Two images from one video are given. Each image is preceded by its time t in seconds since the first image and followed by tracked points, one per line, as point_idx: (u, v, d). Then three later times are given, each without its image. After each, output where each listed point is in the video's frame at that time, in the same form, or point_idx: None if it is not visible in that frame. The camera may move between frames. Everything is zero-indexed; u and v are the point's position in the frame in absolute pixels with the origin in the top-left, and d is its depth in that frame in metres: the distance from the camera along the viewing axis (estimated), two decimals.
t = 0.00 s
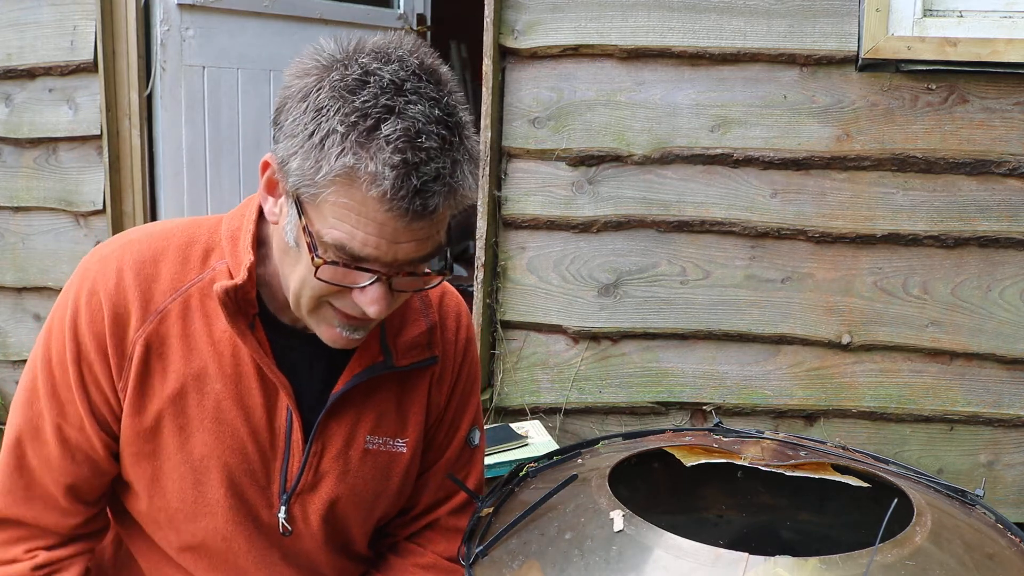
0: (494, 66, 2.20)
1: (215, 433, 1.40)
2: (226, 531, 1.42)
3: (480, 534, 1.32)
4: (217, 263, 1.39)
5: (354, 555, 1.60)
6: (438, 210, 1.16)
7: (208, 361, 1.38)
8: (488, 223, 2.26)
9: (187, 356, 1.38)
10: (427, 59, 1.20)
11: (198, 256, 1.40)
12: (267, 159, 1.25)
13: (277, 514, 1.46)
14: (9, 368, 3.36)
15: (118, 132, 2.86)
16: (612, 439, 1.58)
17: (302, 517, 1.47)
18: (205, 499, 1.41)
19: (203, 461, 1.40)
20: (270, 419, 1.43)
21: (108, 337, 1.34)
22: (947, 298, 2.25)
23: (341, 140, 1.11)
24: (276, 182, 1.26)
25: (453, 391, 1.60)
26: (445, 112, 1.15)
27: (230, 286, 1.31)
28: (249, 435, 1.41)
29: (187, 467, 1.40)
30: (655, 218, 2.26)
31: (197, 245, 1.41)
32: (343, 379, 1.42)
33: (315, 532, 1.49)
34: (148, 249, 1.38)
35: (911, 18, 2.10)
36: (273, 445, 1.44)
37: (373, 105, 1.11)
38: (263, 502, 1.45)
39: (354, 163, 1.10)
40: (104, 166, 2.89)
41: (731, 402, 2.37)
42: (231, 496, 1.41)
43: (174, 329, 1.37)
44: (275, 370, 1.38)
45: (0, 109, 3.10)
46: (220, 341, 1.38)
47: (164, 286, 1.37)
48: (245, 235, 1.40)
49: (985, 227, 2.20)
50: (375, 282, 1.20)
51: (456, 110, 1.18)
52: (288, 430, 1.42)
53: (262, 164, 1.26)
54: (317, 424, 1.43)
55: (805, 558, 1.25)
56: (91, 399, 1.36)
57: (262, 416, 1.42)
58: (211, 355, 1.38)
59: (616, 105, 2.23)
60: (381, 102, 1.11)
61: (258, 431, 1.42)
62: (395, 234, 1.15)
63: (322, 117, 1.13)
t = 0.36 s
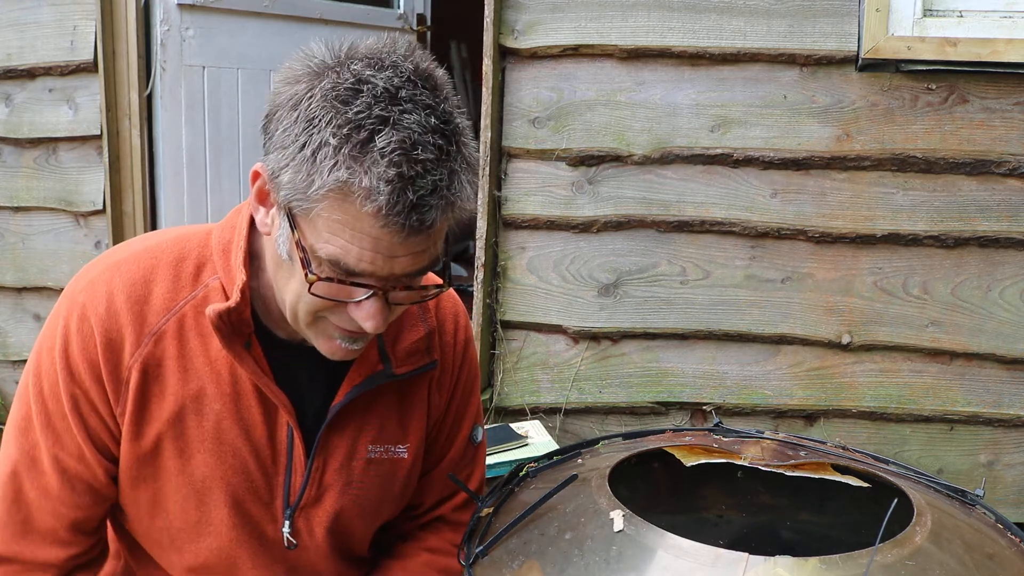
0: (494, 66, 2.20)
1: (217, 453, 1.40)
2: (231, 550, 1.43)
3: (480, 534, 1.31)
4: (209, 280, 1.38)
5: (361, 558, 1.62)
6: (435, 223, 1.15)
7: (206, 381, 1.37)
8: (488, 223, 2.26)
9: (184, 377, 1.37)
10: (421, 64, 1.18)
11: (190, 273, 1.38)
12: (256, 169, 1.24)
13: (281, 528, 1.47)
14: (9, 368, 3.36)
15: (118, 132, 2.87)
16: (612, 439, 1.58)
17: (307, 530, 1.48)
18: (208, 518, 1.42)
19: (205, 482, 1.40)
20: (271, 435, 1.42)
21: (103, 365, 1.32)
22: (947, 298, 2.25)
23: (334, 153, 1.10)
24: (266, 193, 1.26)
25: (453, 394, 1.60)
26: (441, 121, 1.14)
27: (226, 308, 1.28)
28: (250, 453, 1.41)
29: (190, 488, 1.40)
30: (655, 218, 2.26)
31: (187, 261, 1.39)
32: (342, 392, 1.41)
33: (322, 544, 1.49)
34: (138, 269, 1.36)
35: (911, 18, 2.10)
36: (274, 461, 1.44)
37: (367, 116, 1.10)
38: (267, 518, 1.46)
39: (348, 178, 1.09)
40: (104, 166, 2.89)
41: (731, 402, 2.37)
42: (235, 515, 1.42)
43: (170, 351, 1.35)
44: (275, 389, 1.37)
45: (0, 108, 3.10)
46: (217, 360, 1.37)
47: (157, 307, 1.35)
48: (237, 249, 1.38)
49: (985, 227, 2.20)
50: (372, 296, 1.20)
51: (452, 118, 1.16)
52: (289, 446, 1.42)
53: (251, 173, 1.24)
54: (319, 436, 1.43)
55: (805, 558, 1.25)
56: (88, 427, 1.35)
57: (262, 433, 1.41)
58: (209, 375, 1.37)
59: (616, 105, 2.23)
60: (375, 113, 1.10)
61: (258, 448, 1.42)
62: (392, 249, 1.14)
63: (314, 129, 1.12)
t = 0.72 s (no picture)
0: (494, 66, 2.20)
1: (243, 481, 1.37)
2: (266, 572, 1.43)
3: (481, 534, 1.31)
4: (210, 305, 1.32)
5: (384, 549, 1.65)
6: (437, 225, 1.15)
7: (224, 409, 1.33)
8: (487, 223, 2.26)
9: (203, 410, 1.32)
10: (417, 61, 1.18)
11: (194, 301, 1.31)
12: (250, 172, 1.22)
13: (310, 541, 1.46)
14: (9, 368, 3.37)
15: (118, 132, 2.87)
16: (612, 439, 1.58)
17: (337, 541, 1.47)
18: (239, 545, 1.40)
19: (235, 511, 1.38)
20: (290, 452, 1.40)
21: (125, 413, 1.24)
22: (947, 298, 2.25)
23: (334, 155, 1.09)
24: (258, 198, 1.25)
25: (451, 381, 1.62)
26: (440, 119, 1.14)
27: (246, 335, 1.24)
28: (274, 475, 1.39)
29: (219, 519, 1.38)
30: (655, 218, 2.26)
31: (189, 290, 1.32)
32: (352, 399, 1.41)
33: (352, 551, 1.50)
34: (142, 307, 1.27)
35: (911, 18, 2.10)
36: (297, 478, 1.43)
37: (365, 116, 1.10)
38: (295, 536, 1.45)
39: (349, 181, 1.09)
40: (104, 166, 2.89)
41: (731, 402, 2.37)
42: (267, 536, 1.41)
43: (188, 386, 1.30)
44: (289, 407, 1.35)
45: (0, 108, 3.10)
46: (231, 386, 1.33)
47: (171, 343, 1.27)
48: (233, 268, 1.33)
49: (985, 227, 2.20)
50: (374, 301, 1.20)
51: (451, 116, 1.16)
52: (310, 461, 1.41)
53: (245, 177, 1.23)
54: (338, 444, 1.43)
55: (804, 557, 1.25)
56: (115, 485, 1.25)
57: (283, 453, 1.39)
58: (227, 403, 1.33)
59: (616, 105, 2.23)
60: (374, 113, 1.10)
61: (280, 468, 1.40)
62: (394, 253, 1.14)
63: (312, 130, 1.11)
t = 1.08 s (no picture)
0: (494, 66, 2.20)
1: (258, 509, 1.36)
2: None
3: (481, 535, 1.31)
4: (213, 333, 1.29)
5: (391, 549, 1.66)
6: (449, 240, 1.14)
7: (236, 439, 1.32)
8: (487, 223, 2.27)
9: (217, 442, 1.30)
10: (420, 73, 1.17)
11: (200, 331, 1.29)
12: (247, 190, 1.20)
13: (324, 559, 1.46)
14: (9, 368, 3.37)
15: (118, 132, 2.87)
16: (612, 439, 1.58)
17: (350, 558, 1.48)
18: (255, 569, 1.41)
19: (252, 538, 1.37)
20: (301, 474, 1.40)
21: (145, 455, 1.22)
22: (947, 298, 2.25)
23: (343, 172, 1.08)
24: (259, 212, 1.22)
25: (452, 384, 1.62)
26: (449, 130, 1.13)
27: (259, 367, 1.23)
28: (288, 500, 1.39)
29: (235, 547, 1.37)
30: (655, 218, 2.26)
31: (196, 320, 1.29)
32: (358, 416, 1.41)
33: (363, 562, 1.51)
34: (151, 342, 1.24)
35: (911, 18, 2.10)
36: (308, 498, 1.42)
37: (374, 131, 1.08)
38: (310, 554, 1.45)
39: (360, 199, 1.07)
40: (104, 166, 2.89)
41: (731, 402, 2.37)
42: (283, 559, 1.41)
43: (204, 420, 1.27)
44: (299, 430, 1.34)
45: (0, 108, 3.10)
46: (241, 412, 1.31)
47: (186, 379, 1.25)
48: (234, 294, 1.31)
49: (985, 227, 2.20)
50: (384, 322, 1.19)
51: (458, 127, 1.15)
52: (321, 482, 1.40)
53: (242, 197, 1.21)
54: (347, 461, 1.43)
55: (804, 557, 1.25)
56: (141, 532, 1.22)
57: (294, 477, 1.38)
58: (238, 432, 1.32)
59: (616, 105, 2.23)
60: (382, 126, 1.08)
61: (292, 491, 1.40)
62: (405, 273, 1.14)
63: (318, 146, 1.10)
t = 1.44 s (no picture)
0: (494, 66, 2.20)
1: (253, 509, 1.35)
2: None
3: (481, 535, 1.31)
4: (210, 333, 1.28)
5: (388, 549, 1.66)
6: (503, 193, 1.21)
7: (233, 440, 1.30)
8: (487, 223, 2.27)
9: (213, 443, 1.28)
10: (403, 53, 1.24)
11: (198, 330, 1.27)
12: (287, 207, 1.13)
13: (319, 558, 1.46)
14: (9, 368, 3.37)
15: (118, 132, 2.87)
16: (612, 439, 1.58)
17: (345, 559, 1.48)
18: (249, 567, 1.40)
19: (246, 537, 1.37)
20: (297, 475, 1.39)
21: (140, 455, 1.21)
22: (947, 298, 2.25)
23: (418, 149, 1.10)
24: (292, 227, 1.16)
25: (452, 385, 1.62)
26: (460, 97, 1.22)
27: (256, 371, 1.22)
28: (283, 499, 1.38)
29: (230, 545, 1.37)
30: (655, 218, 2.26)
31: (194, 319, 1.27)
32: (356, 417, 1.41)
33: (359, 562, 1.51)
34: (149, 340, 1.23)
35: (911, 18, 2.10)
36: (304, 498, 1.42)
37: (422, 106, 1.13)
38: (305, 553, 1.45)
39: (442, 168, 1.10)
40: (104, 166, 2.90)
41: (731, 402, 2.37)
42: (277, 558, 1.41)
43: (200, 421, 1.26)
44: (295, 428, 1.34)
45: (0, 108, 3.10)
46: (238, 415, 1.30)
47: (183, 379, 1.23)
48: (232, 295, 1.29)
49: (985, 227, 2.20)
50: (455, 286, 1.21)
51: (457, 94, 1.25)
52: (317, 483, 1.40)
53: (279, 214, 1.14)
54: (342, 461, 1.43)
55: (804, 558, 1.25)
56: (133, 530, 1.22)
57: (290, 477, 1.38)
58: (235, 433, 1.30)
59: (616, 105, 2.23)
60: (425, 101, 1.14)
61: (288, 491, 1.39)
62: (472, 229, 1.18)
63: (378, 135, 1.10)
